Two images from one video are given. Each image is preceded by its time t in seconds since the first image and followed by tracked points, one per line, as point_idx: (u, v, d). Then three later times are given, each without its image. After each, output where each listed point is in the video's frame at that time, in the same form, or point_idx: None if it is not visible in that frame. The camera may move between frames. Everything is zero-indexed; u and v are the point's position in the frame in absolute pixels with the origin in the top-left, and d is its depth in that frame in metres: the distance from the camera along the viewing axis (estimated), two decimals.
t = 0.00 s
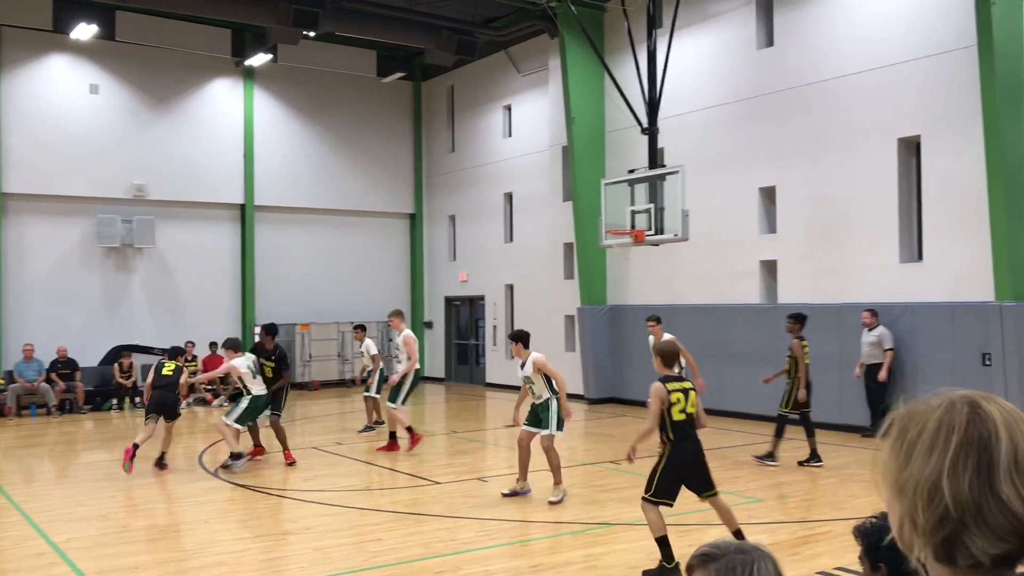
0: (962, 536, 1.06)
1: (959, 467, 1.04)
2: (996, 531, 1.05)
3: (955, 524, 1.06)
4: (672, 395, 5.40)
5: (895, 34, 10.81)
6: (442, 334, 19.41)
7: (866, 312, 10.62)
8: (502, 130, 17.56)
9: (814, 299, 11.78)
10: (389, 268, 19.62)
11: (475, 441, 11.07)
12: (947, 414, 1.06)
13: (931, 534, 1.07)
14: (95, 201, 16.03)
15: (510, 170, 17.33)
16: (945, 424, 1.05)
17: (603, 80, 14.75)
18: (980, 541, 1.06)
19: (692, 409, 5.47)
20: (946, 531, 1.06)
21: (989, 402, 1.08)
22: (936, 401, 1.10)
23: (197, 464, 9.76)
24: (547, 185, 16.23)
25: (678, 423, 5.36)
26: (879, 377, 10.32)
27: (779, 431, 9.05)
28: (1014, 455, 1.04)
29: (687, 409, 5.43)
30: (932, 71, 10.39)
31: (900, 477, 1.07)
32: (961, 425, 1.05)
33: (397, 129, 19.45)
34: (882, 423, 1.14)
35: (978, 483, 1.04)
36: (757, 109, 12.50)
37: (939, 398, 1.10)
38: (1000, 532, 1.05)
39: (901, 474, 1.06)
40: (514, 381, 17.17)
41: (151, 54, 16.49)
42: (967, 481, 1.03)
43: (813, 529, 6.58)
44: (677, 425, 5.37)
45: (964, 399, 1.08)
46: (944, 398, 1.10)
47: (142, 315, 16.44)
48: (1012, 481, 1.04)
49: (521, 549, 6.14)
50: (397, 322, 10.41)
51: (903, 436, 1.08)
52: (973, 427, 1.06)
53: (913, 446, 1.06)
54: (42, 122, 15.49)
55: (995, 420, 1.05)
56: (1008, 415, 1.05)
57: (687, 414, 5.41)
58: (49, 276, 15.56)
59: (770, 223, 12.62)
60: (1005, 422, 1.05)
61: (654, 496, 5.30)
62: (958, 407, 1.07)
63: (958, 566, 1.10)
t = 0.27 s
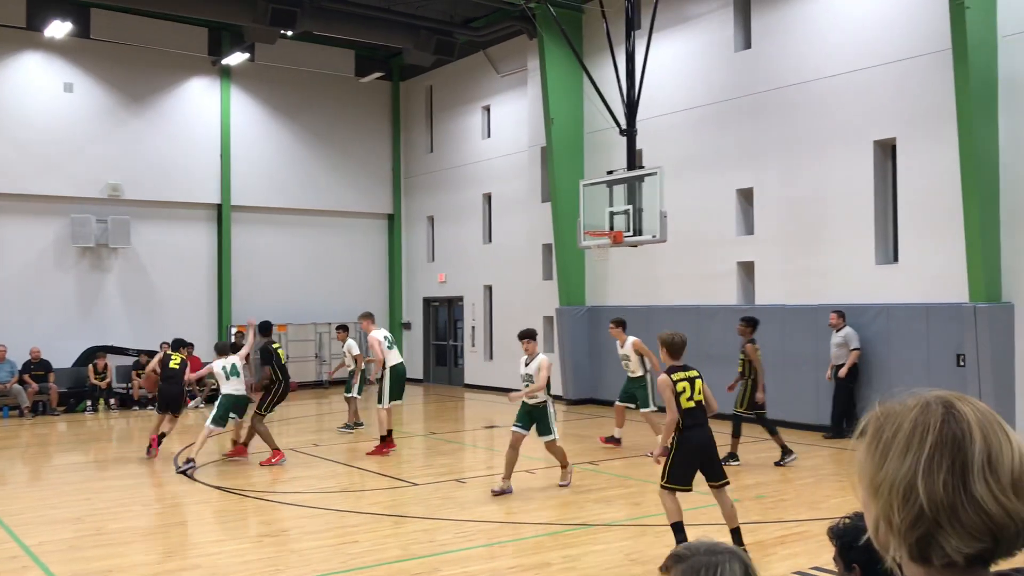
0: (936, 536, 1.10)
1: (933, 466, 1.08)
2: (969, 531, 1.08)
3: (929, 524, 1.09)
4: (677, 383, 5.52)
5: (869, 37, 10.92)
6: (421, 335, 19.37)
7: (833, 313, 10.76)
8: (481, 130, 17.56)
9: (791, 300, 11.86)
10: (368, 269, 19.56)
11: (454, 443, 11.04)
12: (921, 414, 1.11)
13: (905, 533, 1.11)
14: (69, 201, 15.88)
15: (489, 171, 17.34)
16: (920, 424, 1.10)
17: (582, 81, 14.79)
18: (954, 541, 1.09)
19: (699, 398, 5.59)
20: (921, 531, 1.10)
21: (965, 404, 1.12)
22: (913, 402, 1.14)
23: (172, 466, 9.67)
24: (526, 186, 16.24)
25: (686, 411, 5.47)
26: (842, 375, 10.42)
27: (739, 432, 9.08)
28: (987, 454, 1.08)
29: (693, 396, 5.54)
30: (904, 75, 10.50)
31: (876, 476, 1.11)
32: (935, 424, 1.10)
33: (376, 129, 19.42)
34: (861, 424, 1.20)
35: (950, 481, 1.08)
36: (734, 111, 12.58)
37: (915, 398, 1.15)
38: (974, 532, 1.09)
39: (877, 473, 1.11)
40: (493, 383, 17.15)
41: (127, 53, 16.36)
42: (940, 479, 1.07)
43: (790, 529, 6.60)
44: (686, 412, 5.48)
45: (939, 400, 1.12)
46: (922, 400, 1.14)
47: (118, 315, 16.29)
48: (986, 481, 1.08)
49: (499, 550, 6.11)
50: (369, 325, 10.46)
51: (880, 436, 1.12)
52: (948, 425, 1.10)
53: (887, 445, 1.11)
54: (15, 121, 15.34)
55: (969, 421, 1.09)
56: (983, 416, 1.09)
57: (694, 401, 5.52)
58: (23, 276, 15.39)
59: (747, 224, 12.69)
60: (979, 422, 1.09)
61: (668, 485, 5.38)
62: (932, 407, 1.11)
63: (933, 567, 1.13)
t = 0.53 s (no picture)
0: (906, 534, 1.19)
1: (904, 467, 1.17)
2: (937, 528, 1.18)
3: (900, 523, 1.19)
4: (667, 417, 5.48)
5: (840, 41, 11.03)
6: (397, 336, 19.33)
7: (796, 316, 10.95)
8: (457, 131, 17.56)
9: (765, 301, 11.96)
10: (343, 270, 19.50)
11: (429, 444, 11.02)
12: (893, 416, 1.20)
13: (876, 533, 1.20)
14: (41, 201, 15.70)
15: (465, 172, 17.34)
16: (891, 425, 1.19)
17: (558, 83, 14.83)
18: (923, 539, 1.19)
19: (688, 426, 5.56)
20: (892, 530, 1.19)
21: (936, 406, 1.21)
22: (885, 405, 1.23)
23: (145, 469, 9.57)
24: (502, 187, 16.26)
25: (677, 444, 5.43)
26: (808, 379, 10.62)
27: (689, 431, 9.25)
28: (956, 456, 1.17)
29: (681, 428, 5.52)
30: (874, 78, 10.63)
31: (850, 476, 1.20)
32: (906, 426, 1.19)
33: (352, 130, 19.37)
34: (834, 425, 1.29)
35: (920, 482, 1.17)
36: (707, 113, 12.67)
37: (887, 401, 1.24)
38: (941, 530, 1.19)
39: (851, 473, 1.20)
40: (469, 384, 17.14)
41: (100, 51, 16.20)
42: (910, 480, 1.17)
43: (765, 529, 6.64)
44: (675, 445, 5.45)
45: (910, 403, 1.21)
46: (894, 402, 1.23)
47: (90, 316, 16.12)
48: (953, 481, 1.17)
49: (475, 552, 6.10)
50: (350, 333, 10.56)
51: (852, 436, 1.22)
52: (918, 425, 1.19)
53: (860, 445, 1.20)
54: None
55: (939, 422, 1.18)
56: (952, 418, 1.18)
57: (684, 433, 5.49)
58: None
59: (721, 226, 12.77)
60: (948, 424, 1.18)
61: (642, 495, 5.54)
62: (904, 409, 1.20)
63: (903, 563, 1.23)
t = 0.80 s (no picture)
0: (872, 533, 1.25)
1: (872, 468, 1.22)
2: (903, 528, 1.24)
3: (867, 522, 1.24)
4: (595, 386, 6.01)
5: (813, 44, 11.13)
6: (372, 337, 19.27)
7: (763, 316, 11.12)
8: (433, 132, 17.55)
9: (739, 303, 12.04)
10: (318, 271, 19.43)
11: (405, 445, 11.00)
12: (863, 417, 1.25)
13: (845, 533, 1.26)
14: (11, 200, 15.51)
15: (441, 172, 17.33)
16: (859, 425, 1.24)
17: (534, 84, 14.86)
18: (888, 539, 1.25)
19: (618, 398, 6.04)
20: (859, 530, 1.25)
21: (904, 408, 1.27)
22: (856, 406, 1.29)
23: (116, 471, 9.47)
24: (478, 188, 16.27)
25: (607, 410, 5.91)
26: (769, 379, 10.84)
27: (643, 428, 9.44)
28: (921, 457, 1.23)
29: (612, 397, 6.01)
30: (845, 83, 10.76)
31: (819, 476, 1.26)
32: (876, 427, 1.24)
33: (327, 130, 19.31)
34: (806, 425, 1.34)
35: (888, 483, 1.23)
36: (681, 116, 12.75)
37: (858, 402, 1.29)
38: (906, 529, 1.24)
39: (820, 473, 1.25)
40: (445, 385, 17.11)
41: (72, 48, 16.04)
42: (878, 481, 1.22)
43: (738, 529, 6.67)
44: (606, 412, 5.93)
45: (880, 404, 1.27)
46: (864, 404, 1.28)
47: (61, 317, 15.95)
48: (919, 482, 1.23)
49: (450, 554, 6.08)
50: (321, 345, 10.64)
51: (823, 435, 1.27)
52: (886, 426, 1.24)
53: (831, 445, 1.25)
54: None
55: (906, 423, 1.24)
56: (919, 421, 1.24)
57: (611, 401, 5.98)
58: None
59: (696, 228, 12.83)
60: (915, 427, 1.23)
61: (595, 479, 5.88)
62: (873, 410, 1.26)
63: (870, 563, 1.29)
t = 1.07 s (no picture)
0: (851, 536, 1.18)
1: (850, 469, 1.16)
2: (882, 531, 1.17)
3: (845, 525, 1.17)
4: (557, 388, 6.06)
5: (795, 47, 11.18)
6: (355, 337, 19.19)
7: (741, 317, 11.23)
8: (416, 132, 17.50)
9: (721, 304, 12.07)
10: (302, 271, 19.36)
11: (388, 446, 10.96)
12: (842, 417, 1.18)
13: (822, 534, 1.19)
14: None
15: (424, 172, 17.29)
16: (839, 425, 1.17)
17: (518, 84, 14.85)
18: (868, 541, 1.17)
19: (576, 403, 6.08)
20: (837, 531, 1.18)
21: (883, 407, 1.20)
22: (836, 405, 1.22)
23: (96, 472, 9.39)
24: (462, 189, 16.24)
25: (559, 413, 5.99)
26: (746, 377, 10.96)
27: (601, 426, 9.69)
28: (901, 457, 1.16)
29: (572, 401, 6.06)
30: (827, 85, 10.81)
31: (798, 476, 1.19)
32: (855, 426, 1.17)
33: (311, 130, 19.24)
34: (784, 425, 1.27)
35: (867, 484, 1.16)
36: (664, 116, 12.79)
37: (837, 402, 1.22)
38: (886, 533, 1.17)
39: (799, 473, 1.18)
40: (429, 386, 17.08)
41: (53, 46, 15.90)
42: (857, 481, 1.15)
43: (721, 530, 6.67)
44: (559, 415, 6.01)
45: (859, 403, 1.20)
46: (844, 403, 1.21)
47: (40, 317, 15.81)
48: (899, 484, 1.16)
49: (432, 555, 6.05)
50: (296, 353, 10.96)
51: (803, 436, 1.20)
52: (866, 427, 1.17)
53: (810, 446, 1.18)
54: None
55: (886, 423, 1.17)
56: (900, 421, 1.17)
57: (569, 405, 6.03)
58: None
59: (680, 229, 12.86)
60: (895, 426, 1.17)
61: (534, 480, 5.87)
62: (853, 410, 1.19)
63: (849, 566, 1.21)
